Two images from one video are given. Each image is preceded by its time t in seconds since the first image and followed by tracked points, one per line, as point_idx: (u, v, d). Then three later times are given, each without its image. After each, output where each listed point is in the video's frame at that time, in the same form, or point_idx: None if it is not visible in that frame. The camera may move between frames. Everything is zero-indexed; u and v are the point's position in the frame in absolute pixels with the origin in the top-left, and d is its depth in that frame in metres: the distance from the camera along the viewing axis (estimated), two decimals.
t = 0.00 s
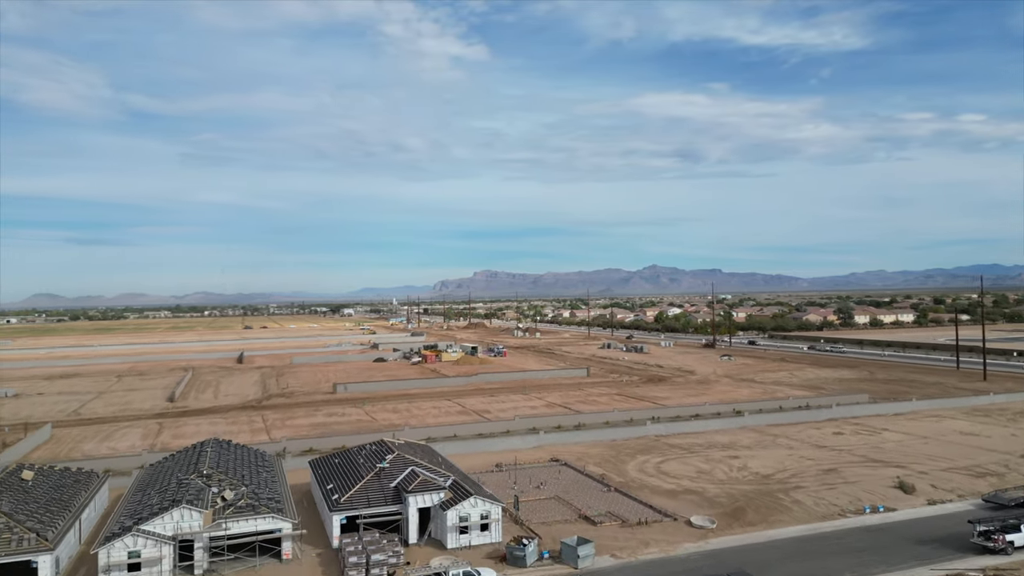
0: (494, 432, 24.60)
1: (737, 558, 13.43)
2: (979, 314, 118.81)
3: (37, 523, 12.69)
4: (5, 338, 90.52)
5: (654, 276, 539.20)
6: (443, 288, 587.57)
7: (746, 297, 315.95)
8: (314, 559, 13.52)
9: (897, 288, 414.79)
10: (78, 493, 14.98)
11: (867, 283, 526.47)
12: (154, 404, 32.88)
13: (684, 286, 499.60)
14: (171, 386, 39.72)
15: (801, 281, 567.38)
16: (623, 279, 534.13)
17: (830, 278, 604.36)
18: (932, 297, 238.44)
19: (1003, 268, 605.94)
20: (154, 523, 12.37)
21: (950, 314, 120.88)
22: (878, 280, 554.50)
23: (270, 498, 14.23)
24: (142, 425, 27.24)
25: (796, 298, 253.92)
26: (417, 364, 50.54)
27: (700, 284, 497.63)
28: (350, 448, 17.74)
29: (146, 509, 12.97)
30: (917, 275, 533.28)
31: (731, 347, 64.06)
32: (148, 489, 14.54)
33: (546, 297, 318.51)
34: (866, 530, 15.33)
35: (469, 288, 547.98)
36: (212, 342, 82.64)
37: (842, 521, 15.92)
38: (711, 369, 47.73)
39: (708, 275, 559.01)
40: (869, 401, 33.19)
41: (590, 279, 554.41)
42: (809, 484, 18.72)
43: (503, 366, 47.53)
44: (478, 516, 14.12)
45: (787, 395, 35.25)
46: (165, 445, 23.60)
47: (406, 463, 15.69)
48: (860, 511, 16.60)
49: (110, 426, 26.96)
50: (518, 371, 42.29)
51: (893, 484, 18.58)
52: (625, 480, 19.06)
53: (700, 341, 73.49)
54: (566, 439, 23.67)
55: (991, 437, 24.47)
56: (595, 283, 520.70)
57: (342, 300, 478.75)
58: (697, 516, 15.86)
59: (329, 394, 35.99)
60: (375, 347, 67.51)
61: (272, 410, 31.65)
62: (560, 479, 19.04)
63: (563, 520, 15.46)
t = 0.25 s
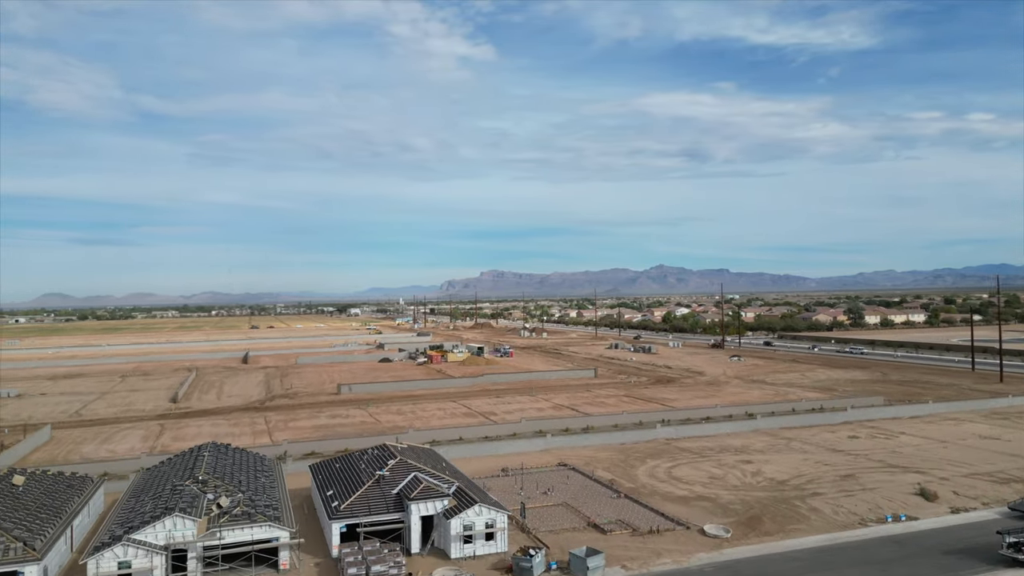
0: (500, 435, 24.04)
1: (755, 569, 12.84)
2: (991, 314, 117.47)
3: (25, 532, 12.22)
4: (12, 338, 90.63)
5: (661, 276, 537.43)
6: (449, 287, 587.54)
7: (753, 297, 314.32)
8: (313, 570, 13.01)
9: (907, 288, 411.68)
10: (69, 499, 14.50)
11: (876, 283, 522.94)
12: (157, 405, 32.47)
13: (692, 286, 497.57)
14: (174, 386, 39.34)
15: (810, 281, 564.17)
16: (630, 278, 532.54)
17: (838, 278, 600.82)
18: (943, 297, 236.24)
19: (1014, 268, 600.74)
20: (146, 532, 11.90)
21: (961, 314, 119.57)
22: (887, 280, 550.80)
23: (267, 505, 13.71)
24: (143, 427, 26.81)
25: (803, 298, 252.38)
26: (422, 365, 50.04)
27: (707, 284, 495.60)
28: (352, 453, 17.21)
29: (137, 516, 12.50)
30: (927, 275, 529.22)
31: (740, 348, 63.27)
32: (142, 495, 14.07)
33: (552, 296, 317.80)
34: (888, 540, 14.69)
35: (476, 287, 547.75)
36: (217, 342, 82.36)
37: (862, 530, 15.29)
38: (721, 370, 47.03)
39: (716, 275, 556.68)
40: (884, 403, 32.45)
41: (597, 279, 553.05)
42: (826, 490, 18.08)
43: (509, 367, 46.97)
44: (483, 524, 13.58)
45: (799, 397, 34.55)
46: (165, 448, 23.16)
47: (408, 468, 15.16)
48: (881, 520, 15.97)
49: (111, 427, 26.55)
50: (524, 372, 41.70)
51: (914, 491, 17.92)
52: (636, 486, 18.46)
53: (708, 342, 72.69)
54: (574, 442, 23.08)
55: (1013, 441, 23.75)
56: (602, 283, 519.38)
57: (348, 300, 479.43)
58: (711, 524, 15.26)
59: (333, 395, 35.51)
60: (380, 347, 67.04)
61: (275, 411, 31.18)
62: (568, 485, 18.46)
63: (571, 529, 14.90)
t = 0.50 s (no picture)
0: (507, 439, 23.42)
1: None
2: (1006, 314, 115.82)
3: (10, 542, 11.69)
4: (22, 338, 90.84)
5: (669, 276, 535.20)
6: (457, 287, 587.64)
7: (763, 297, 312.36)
8: None
9: (918, 288, 408.03)
10: (60, 507, 13.96)
11: (887, 283, 518.65)
12: (160, 407, 32.00)
13: (701, 286, 495.12)
14: (178, 387, 38.92)
15: (820, 281, 560.34)
16: (638, 279, 530.55)
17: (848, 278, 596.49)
18: (956, 297, 233.62)
19: None
20: (135, 544, 11.37)
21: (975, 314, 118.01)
22: (898, 281, 546.27)
23: (265, 514, 13.10)
24: (144, 429, 26.31)
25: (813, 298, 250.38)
26: (429, 365, 49.48)
27: (716, 284, 493.25)
28: (353, 458, 16.61)
29: (127, 527, 11.95)
30: (939, 275, 524.36)
31: (751, 349, 62.42)
32: (135, 503, 13.51)
33: (559, 296, 316.87)
34: (916, 553, 13.95)
35: (484, 287, 547.80)
36: (224, 342, 82.12)
37: (888, 542, 14.56)
38: (732, 371, 46.22)
39: (725, 275, 553.97)
40: (902, 406, 31.60)
41: (605, 279, 551.40)
42: (847, 499, 17.35)
43: (517, 368, 46.29)
44: (489, 536, 12.93)
45: (814, 399, 33.74)
46: (164, 451, 22.62)
47: (411, 475, 14.54)
48: (907, 531, 15.21)
49: (111, 430, 26.07)
50: (532, 373, 41.00)
51: (940, 500, 17.15)
52: (648, 493, 17.75)
53: (719, 343, 71.77)
54: (583, 447, 22.43)
55: None
56: (611, 283, 517.79)
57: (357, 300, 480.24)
58: (728, 535, 14.57)
59: (338, 397, 34.97)
60: (387, 347, 66.55)
61: (279, 413, 30.66)
62: (577, 492, 17.81)
63: (581, 539, 14.26)
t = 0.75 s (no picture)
0: (514, 442, 22.88)
1: None
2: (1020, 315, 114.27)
3: None
4: (29, 337, 90.88)
5: (677, 276, 533.19)
6: (464, 287, 587.57)
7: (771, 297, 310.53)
8: None
9: (929, 288, 404.78)
10: (50, 513, 13.48)
11: (897, 283, 514.84)
12: (163, 408, 31.60)
13: (708, 285, 492.99)
14: (182, 388, 38.54)
15: (828, 281, 556.90)
16: (645, 278, 528.87)
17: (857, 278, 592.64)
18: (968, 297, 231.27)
19: None
20: (124, 555, 10.89)
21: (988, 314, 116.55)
22: (907, 280, 542.16)
23: (261, 523, 12.59)
24: (145, 431, 25.87)
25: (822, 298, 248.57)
26: (436, 366, 48.99)
27: (724, 284, 491.07)
28: (354, 463, 16.09)
29: (117, 537, 11.47)
30: (949, 275, 520.33)
31: (761, 349, 61.61)
32: (127, 511, 13.03)
33: (566, 296, 316.02)
34: (942, 565, 13.31)
35: (491, 287, 547.56)
36: (230, 342, 81.89)
37: (912, 553, 13.93)
38: (742, 372, 45.50)
39: (732, 275, 551.47)
40: (918, 408, 30.84)
41: (612, 279, 549.91)
42: (867, 506, 16.70)
43: (524, 368, 45.71)
44: (494, 547, 12.38)
45: (827, 401, 33.01)
46: (165, 454, 22.15)
47: (414, 482, 14.02)
48: (932, 541, 14.55)
49: (111, 431, 25.64)
50: (539, 374, 40.39)
51: (964, 508, 16.48)
52: (659, 500, 17.15)
53: (728, 343, 70.98)
54: (592, 451, 21.85)
55: None
56: (618, 283, 516.35)
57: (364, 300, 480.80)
58: (744, 545, 13.97)
59: (342, 398, 34.50)
60: (393, 347, 66.10)
61: (282, 414, 30.21)
62: (586, 498, 17.24)
63: (590, 549, 13.69)
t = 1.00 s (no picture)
0: (522, 446, 22.25)
1: None
2: None
3: None
4: (38, 337, 90.99)
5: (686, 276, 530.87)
6: (472, 287, 587.55)
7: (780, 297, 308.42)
8: None
9: (941, 287, 400.95)
10: (39, 522, 12.95)
11: (908, 283, 510.20)
12: (165, 409, 31.10)
13: (717, 285, 490.17)
14: (186, 388, 38.15)
15: (839, 281, 553.82)
16: (653, 278, 526.94)
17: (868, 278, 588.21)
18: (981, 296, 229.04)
19: None
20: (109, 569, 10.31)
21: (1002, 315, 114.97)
22: (918, 280, 537.72)
23: (256, 534, 11.99)
24: (146, 433, 25.37)
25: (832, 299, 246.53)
26: (442, 366, 48.43)
27: (733, 284, 488.45)
28: (356, 469, 15.54)
29: (104, 549, 10.90)
30: (961, 275, 515.44)
31: (773, 350, 60.74)
32: (117, 521, 12.45)
33: (574, 296, 315.15)
34: None
35: (498, 287, 547.29)
36: (237, 342, 81.69)
37: (942, 567, 13.20)
38: (754, 373, 44.69)
39: (741, 275, 548.68)
40: (937, 411, 29.98)
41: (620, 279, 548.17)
42: (891, 516, 15.96)
43: (532, 369, 45.08)
44: (501, 560, 11.75)
45: (843, 404, 32.18)
46: (164, 457, 21.61)
47: (417, 489, 13.44)
48: (962, 553, 13.80)
49: (112, 433, 25.15)
50: (547, 375, 39.70)
51: (994, 519, 15.71)
52: (673, 508, 16.47)
53: (738, 343, 70.12)
54: (602, 455, 21.20)
55: None
56: (626, 283, 514.46)
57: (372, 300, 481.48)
58: (763, 558, 13.28)
59: (348, 399, 33.99)
60: (400, 348, 65.61)
61: (286, 416, 29.70)
62: (597, 506, 16.58)
63: (602, 562, 13.05)
